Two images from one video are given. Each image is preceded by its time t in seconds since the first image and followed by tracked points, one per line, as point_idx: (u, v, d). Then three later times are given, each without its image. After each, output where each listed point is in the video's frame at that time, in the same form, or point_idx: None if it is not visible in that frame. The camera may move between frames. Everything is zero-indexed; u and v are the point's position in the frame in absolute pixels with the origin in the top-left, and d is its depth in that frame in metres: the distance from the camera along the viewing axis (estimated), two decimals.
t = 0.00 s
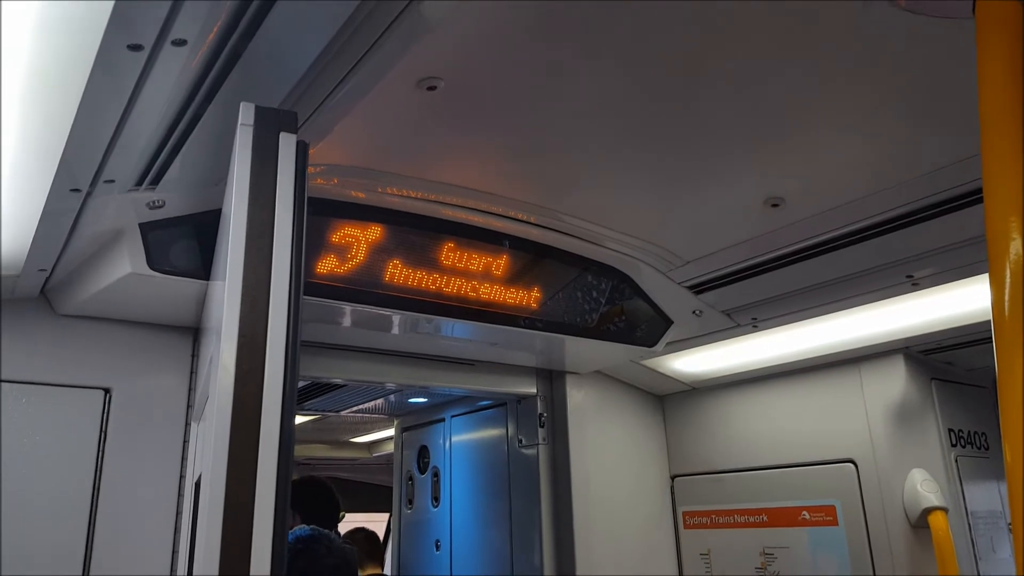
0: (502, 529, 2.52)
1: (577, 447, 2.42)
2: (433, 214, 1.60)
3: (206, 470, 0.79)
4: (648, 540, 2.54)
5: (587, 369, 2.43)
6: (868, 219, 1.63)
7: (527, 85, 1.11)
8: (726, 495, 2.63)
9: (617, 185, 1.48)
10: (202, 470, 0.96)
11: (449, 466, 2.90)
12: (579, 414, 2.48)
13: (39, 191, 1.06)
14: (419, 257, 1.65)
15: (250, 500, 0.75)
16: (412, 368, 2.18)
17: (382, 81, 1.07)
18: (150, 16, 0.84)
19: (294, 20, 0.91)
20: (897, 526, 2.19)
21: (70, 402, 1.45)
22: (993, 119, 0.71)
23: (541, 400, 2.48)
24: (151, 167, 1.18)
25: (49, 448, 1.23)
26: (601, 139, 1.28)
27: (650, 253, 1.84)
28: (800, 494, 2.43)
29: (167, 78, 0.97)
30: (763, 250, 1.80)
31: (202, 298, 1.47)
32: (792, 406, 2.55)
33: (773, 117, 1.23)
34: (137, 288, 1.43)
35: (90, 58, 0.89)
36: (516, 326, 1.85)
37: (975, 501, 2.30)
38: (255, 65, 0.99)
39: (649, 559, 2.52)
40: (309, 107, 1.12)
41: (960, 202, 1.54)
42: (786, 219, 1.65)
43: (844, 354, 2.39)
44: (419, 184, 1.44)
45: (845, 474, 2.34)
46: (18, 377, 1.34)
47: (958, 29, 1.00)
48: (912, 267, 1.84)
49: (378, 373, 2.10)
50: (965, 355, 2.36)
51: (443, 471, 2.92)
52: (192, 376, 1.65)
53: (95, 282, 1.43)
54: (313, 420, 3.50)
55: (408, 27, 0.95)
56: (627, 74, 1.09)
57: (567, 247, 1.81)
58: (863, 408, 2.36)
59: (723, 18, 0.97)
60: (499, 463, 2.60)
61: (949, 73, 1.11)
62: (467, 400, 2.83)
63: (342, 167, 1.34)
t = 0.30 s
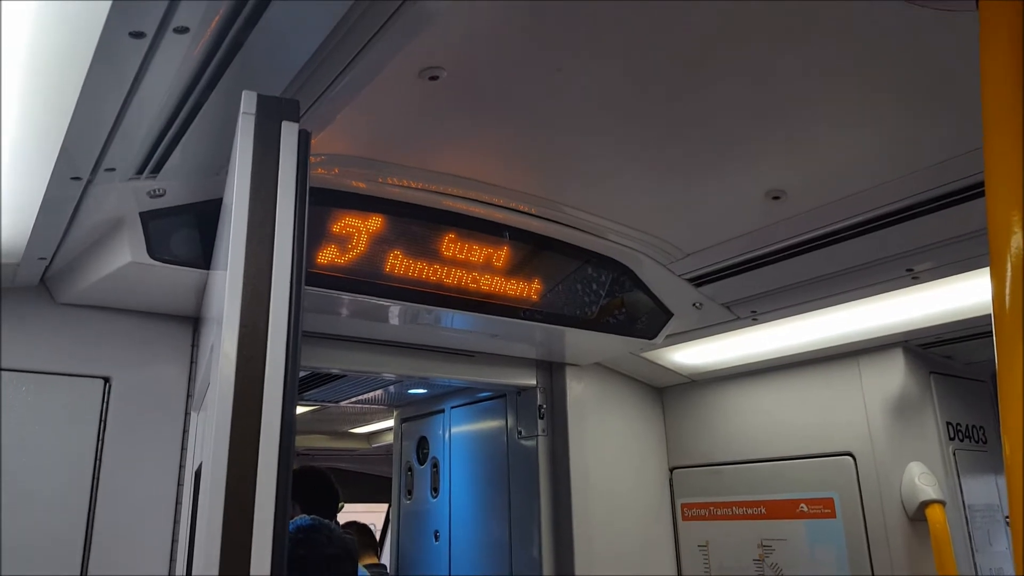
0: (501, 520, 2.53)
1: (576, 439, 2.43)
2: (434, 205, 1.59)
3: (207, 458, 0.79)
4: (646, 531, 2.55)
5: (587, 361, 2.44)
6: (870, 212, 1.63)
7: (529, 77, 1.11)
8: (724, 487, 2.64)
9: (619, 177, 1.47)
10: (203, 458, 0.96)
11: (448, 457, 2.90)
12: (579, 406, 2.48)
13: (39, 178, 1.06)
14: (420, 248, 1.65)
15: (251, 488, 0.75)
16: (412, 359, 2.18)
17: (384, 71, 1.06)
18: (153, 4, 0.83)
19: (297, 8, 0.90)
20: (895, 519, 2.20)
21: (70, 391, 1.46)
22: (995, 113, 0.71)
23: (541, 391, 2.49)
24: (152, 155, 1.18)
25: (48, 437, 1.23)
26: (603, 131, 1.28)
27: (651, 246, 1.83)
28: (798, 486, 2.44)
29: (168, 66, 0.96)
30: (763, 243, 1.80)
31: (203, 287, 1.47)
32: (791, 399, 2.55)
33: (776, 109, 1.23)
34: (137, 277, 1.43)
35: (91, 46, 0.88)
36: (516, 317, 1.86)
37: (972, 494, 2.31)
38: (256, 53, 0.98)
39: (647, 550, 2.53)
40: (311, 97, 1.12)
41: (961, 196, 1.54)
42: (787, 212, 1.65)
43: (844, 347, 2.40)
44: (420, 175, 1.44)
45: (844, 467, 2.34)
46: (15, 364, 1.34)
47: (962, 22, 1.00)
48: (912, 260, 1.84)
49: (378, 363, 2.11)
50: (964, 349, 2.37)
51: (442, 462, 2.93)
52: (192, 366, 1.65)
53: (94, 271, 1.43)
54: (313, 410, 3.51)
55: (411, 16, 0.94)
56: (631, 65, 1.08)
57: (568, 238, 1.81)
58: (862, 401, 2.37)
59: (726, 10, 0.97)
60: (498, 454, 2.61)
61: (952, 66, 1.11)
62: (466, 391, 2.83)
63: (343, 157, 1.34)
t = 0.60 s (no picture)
0: (501, 510, 2.54)
1: (576, 429, 2.43)
2: (435, 195, 1.59)
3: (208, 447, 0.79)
4: (646, 521, 2.56)
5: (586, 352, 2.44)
6: (870, 203, 1.63)
7: (530, 67, 1.10)
8: (724, 477, 2.65)
9: (620, 167, 1.47)
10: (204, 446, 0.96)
11: (448, 447, 2.91)
12: (579, 396, 2.49)
13: (39, 166, 1.05)
14: (421, 238, 1.65)
15: (253, 477, 0.75)
16: (413, 350, 2.18)
17: (385, 60, 1.05)
18: None
19: None
20: (894, 509, 2.20)
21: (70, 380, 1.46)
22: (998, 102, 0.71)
23: (541, 381, 2.49)
24: (153, 144, 1.17)
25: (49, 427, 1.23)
26: (604, 121, 1.28)
27: (652, 236, 1.83)
28: (798, 477, 2.45)
29: (169, 53, 0.95)
30: (764, 234, 1.80)
31: (203, 277, 1.47)
32: (791, 390, 2.56)
33: (777, 100, 1.22)
34: (138, 266, 1.42)
35: (91, 33, 0.87)
36: (516, 307, 1.86)
37: (971, 485, 2.32)
38: (256, 42, 0.98)
39: (646, 539, 2.54)
40: (311, 86, 1.11)
41: (963, 186, 1.53)
42: (788, 203, 1.65)
43: (844, 338, 2.40)
44: (421, 164, 1.43)
45: (843, 457, 2.35)
46: (15, 353, 1.34)
47: (964, 12, 1.00)
48: (913, 251, 1.84)
49: (379, 353, 2.11)
50: (964, 339, 2.37)
51: (442, 452, 2.93)
52: (193, 356, 1.65)
53: (95, 261, 1.42)
54: (313, 400, 3.51)
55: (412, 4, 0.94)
56: (632, 56, 1.08)
57: (569, 229, 1.81)
58: (862, 392, 2.37)
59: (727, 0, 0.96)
60: (498, 444, 2.62)
61: (954, 57, 1.11)
62: (466, 381, 2.84)
63: (343, 147, 1.33)
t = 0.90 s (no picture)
0: (504, 505, 2.54)
1: (579, 424, 2.43)
2: (436, 191, 1.59)
3: (213, 444, 0.80)
4: (649, 516, 2.57)
5: (588, 347, 2.44)
6: (872, 196, 1.62)
7: (531, 63, 1.10)
8: (726, 472, 2.65)
9: (621, 163, 1.47)
10: (207, 444, 0.96)
11: (450, 443, 2.92)
12: (581, 391, 2.48)
13: (40, 166, 1.05)
14: (422, 234, 1.65)
15: (257, 475, 0.75)
16: (415, 346, 2.18)
17: (385, 57, 1.05)
18: None
19: None
20: (897, 502, 2.20)
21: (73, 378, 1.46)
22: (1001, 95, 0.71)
23: (542, 377, 2.49)
24: (155, 142, 1.17)
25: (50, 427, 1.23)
26: (606, 116, 1.27)
27: (653, 231, 1.83)
28: (801, 471, 2.45)
29: (171, 51, 0.95)
30: (765, 228, 1.80)
31: (205, 275, 1.47)
32: (793, 384, 2.56)
33: (779, 94, 1.22)
34: (140, 265, 1.42)
35: (94, 31, 0.87)
36: (517, 302, 1.87)
37: (974, 477, 2.32)
38: (257, 39, 0.97)
39: (648, 534, 2.55)
40: (312, 82, 1.11)
41: (965, 178, 1.53)
42: (789, 197, 1.65)
43: (846, 331, 2.40)
44: (423, 161, 1.43)
45: (846, 451, 2.35)
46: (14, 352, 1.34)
47: (968, 6, 1.00)
48: (915, 243, 1.84)
49: (381, 349, 2.11)
50: (966, 332, 2.37)
51: (444, 448, 2.94)
52: (195, 353, 1.65)
53: (97, 260, 1.42)
54: (315, 397, 3.52)
55: None
56: (634, 51, 1.08)
57: (570, 224, 1.81)
58: (864, 385, 2.37)
59: None
60: (500, 440, 2.62)
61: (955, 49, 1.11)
62: (468, 377, 2.84)
63: (344, 143, 1.33)
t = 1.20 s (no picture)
0: (507, 509, 2.54)
1: (582, 428, 2.43)
2: (440, 195, 1.59)
3: (218, 447, 0.80)
4: (652, 520, 2.57)
5: (591, 350, 2.44)
6: (875, 199, 1.62)
7: (534, 67, 1.10)
8: (730, 475, 2.65)
9: (623, 166, 1.47)
10: (213, 449, 0.96)
11: (452, 446, 2.92)
12: (584, 395, 2.48)
13: (43, 170, 1.05)
14: (425, 237, 1.65)
15: (263, 478, 0.75)
16: (417, 349, 2.18)
17: (389, 61, 1.05)
18: None
19: None
20: (902, 506, 2.19)
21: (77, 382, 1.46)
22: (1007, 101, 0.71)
23: (545, 380, 2.49)
24: (161, 146, 1.17)
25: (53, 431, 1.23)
26: (609, 120, 1.28)
27: (656, 234, 1.83)
28: (805, 474, 2.44)
29: (176, 56, 0.95)
30: (768, 231, 1.80)
31: (209, 278, 1.47)
32: (797, 387, 2.56)
33: (783, 98, 1.22)
34: (145, 269, 1.43)
35: (100, 37, 0.88)
36: (520, 306, 1.87)
37: (979, 481, 2.32)
38: (262, 44, 0.98)
39: (652, 538, 2.54)
40: (317, 87, 1.11)
41: (968, 182, 1.53)
42: (792, 200, 1.64)
43: (849, 334, 2.40)
44: (426, 164, 1.43)
45: (850, 454, 2.35)
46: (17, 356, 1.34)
47: (970, 9, 1.00)
48: (918, 247, 1.84)
49: (384, 353, 2.11)
50: (969, 335, 2.37)
51: (447, 451, 2.94)
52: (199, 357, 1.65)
53: (101, 264, 1.42)
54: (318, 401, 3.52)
55: (417, 4, 0.93)
56: (638, 55, 1.08)
57: (573, 228, 1.81)
58: (868, 389, 2.36)
59: None
60: (503, 444, 2.62)
61: (958, 53, 1.11)
62: (471, 381, 2.84)
63: (348, 148, 1.33)
